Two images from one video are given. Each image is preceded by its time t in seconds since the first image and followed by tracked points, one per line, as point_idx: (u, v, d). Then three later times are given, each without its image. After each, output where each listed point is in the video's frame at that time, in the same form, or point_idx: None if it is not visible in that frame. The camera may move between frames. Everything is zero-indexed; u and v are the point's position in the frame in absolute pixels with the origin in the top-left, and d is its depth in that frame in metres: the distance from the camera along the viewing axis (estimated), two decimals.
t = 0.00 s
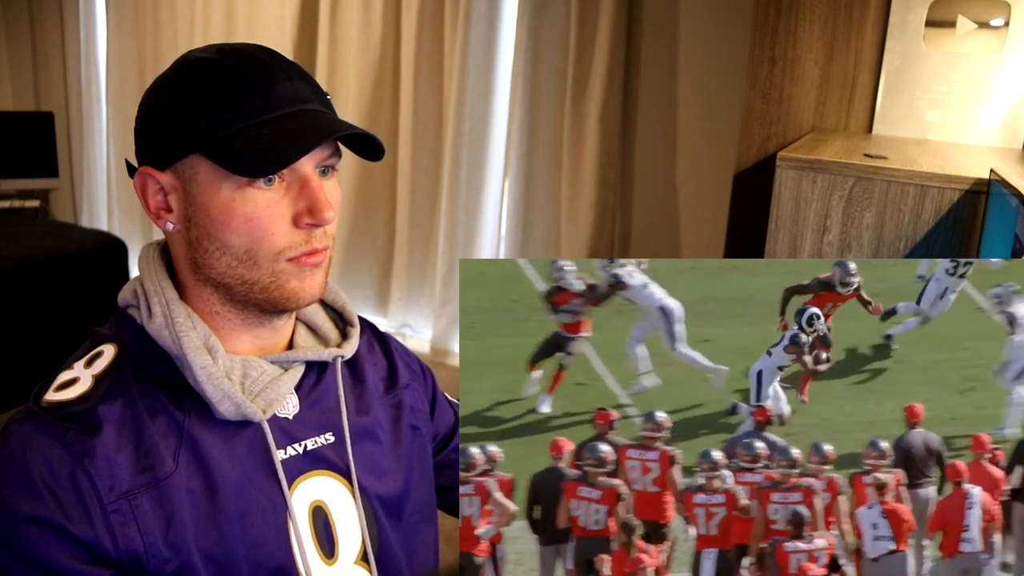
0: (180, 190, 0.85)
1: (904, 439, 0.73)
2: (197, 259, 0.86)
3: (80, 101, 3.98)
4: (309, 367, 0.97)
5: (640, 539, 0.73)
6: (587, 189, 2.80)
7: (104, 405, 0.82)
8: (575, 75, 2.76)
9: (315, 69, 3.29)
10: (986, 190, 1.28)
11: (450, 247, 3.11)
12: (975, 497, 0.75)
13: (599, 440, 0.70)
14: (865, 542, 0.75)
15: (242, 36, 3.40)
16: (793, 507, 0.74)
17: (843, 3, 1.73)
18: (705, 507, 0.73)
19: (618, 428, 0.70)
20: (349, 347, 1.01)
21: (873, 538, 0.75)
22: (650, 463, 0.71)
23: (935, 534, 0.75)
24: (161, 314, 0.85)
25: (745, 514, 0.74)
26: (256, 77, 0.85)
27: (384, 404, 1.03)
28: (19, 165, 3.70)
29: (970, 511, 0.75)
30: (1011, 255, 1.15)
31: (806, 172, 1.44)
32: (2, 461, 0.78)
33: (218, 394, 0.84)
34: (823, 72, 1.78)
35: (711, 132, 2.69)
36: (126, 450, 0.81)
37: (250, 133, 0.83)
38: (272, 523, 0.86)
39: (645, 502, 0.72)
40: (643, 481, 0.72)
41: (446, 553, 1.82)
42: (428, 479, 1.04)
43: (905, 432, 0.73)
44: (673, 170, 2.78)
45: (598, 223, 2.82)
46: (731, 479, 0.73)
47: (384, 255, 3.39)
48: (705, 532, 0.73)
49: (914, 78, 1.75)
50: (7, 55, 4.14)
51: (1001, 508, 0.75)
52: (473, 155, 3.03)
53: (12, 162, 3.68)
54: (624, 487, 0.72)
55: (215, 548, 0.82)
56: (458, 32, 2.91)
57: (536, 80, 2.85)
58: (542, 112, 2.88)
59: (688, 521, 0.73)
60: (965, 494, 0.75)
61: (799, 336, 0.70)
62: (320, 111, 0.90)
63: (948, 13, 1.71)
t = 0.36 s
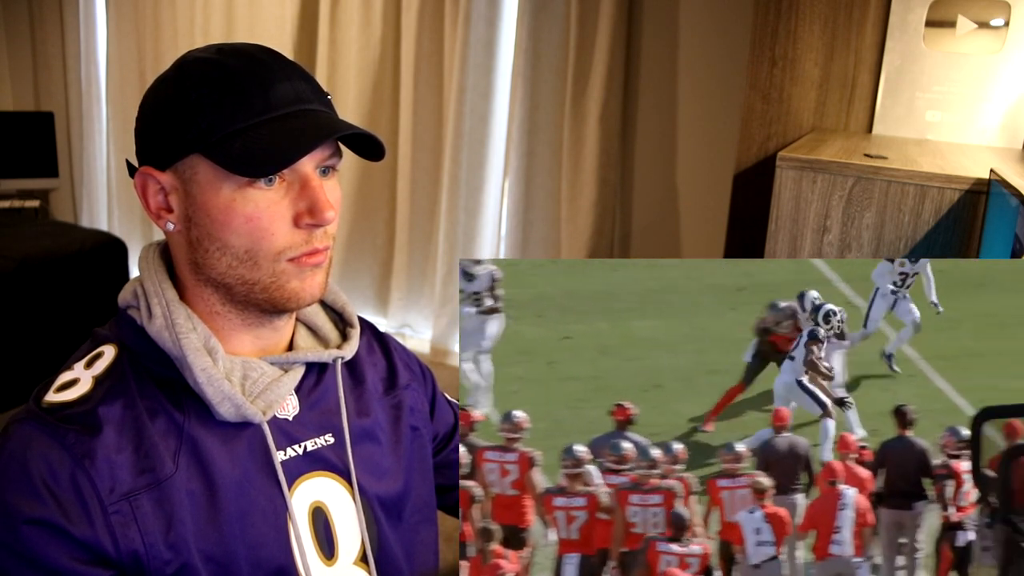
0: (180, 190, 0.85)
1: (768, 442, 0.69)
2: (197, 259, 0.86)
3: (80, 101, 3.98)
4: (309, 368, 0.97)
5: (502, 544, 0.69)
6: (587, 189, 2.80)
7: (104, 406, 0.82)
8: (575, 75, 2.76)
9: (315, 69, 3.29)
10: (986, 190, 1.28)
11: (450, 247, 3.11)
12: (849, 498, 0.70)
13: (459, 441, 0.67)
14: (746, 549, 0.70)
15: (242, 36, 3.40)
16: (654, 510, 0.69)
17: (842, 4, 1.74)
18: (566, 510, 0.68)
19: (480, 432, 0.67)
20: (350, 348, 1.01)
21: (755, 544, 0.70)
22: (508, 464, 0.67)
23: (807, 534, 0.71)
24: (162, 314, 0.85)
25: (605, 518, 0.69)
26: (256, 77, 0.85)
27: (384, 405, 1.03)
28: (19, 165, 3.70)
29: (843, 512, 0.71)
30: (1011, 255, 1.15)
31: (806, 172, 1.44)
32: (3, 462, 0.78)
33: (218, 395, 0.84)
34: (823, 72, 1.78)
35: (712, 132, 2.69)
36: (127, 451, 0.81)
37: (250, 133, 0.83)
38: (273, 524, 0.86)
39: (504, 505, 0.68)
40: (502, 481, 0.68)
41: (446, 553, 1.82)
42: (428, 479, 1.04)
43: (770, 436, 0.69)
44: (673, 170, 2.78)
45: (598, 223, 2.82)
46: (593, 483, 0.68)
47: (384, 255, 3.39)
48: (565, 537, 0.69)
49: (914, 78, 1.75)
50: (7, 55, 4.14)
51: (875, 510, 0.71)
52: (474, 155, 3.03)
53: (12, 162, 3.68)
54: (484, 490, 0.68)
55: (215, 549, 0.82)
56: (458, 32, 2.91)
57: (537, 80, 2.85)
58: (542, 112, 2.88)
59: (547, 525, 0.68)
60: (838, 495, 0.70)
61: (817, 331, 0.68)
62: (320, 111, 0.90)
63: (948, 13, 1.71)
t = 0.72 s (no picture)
0: (180, 190, 0.85)
1: (609, 449, 0.71)
2: (197, 260, 0.86)
3: (80, 101, 3.98)
4: (309, 369, 0.97)
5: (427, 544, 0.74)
6: (587, 189, 2.80)
7: (104, 406, 0.82)
8: (576, 74, 2.76)
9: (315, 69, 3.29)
10: (986, 190, 1.27)
11: (450, 247, 3.11)
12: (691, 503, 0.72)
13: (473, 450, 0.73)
14: (596, 555, 0.72)
15: (242, 36, 3.40)
16: (489, 513, 0.72)
17: (843, 2, 1.73)
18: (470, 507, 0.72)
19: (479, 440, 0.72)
20: (350, 349, 1.01)
21: (606, 549, 0.72)
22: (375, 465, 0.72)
23: (653, 538, 0.72)
24: (162, 315, 0.85)
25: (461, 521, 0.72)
26: (256, 77, 0.85)
27: (384, 405, 1.03)
28: (19, 165, 3.70)
29: (687, 517, 0.72)
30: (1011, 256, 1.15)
31: (806, 172, 1.44)
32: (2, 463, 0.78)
33: (218, 397, 0.84)
34: (823, 72, 1.78)
35: (712, 133, 2.70)
36: (127, 452, 0.81)
37: (250, 134, 0.83)
38: (273, 524, 0.86)
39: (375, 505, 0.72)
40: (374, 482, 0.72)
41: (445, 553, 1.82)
42: (428, 480, 1.04)
43: (612, 441, 0.71)
44: (673, 170, 2.78)
45: (598, 223, 2.82)
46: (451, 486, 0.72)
47: (384, 255, 3.39)
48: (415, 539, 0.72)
49: (914, 78, 1.75)
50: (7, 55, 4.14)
51: (718, 515, 0.73)
52: (474, 155, 3.02)
53: (12, 162, 3.68)
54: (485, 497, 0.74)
55: (215, 551, 0.82)
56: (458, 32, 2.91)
57: (537, 79, 2.85)
58: (542, 112, 2.87)
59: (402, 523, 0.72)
60: (683, 499, 0.72)
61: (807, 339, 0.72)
62: (321, 111, 0.90)
63: (948, 13, 1.71)
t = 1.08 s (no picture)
0: (181, 190, 0.85)
1: (499, 453, 0.73)
2: (198, 260, 0.86)
3: (79, 102, 3.98)
4: (309, 369, 0.97)
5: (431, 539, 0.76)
6: (587, 189, 2.80)
7: (104, 407, 0.82)
8: (576, 74, 2.76)
9: (315, 69, 3.29)
10: (986, 190, 1.28)
11: (450, 247, 3.11)
12: (577, 512, 0.73)
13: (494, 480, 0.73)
14: (469, 564, 0.73)
15: (242, 36, 3.40)
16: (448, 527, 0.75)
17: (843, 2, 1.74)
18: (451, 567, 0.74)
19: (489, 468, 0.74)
20: (350, 349, 1.01)
21: (478, 560, 0.73)
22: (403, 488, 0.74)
23: (535, 545, 0.73)
24: (162, 315, 0.85)
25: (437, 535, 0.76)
26: (257, 78, 0.85)
27: (384, 406, 1.03)
28: (19, 165, 3.70)
29: (569, 526, 0.73)
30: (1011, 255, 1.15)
31: (806, 172, 1.44)
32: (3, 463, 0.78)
33: (218, 397, 0.84)
34: (823, 72, 1.78)
35: (712, 132, 2.70)
36: (127, 452, 0.81)
37: (251, 134, 0.83)
38: (273, 525, 0.86)
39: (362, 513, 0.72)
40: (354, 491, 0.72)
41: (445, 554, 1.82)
42: (428, 480, 1.04)
43: (502, 446, 0.73)
44: (673, 170, 2.78)
45: (598, 223, 2.82)
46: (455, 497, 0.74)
47: (384, 255, 3.39)
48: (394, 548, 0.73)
49: (914, 78, 1.75)
50: (7, 55, 4.14)
51: (601, 524, 0.73)
52: (474, 155, 3.02)
53: (11, 162, 3.68)
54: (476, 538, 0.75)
55: (215, 551, 0.82)
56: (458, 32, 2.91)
57: (537, 79, 2.85)
58: (542, 112, 2.87)
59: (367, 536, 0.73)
60: (568, 507, 0.73)
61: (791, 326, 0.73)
62: (322, 112, 0.90)
63: (948, 13, 1.71)
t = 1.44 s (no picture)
0: (181, 190, 0.85)
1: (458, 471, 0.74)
2: (198, 260, 0.86)
3: (79, 102, 3.98)
4: (309, 369, 0.97)
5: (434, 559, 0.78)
6: (587, 190, 2.80)
7: (104, 407, 0.82)
8: (576, 74, 2.76)
9: (315, 69, 3.29)
10: (986, 190, 1.28)
11: (450, 247, 3.11)
12: (514, 529, 0.74)
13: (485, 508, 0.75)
14: None
15: (242, 36, 3.39)
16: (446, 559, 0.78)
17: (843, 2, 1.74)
18: None
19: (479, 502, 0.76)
20: (349, 349, 1.01)
21: None
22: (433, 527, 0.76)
23: (473, 563, 0.75)
24: (162, 315, 0.85)
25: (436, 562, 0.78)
26: (257, 78, 0.85)
27: (384, 406, 1.03)
28: (19, 165, 3.70)
29: (507, 544, 0.75)
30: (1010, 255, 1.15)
31: (806, 172, 1.44)
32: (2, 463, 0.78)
33: (218, 398, 0.84)
34: (823, 71, 1.78)
35: (713, 131, 2.70)
36: (127, 453, 0.81)
37: (251, 135, 0.83)
38: (273, 526, 0.86)
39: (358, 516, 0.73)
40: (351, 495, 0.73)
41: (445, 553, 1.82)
42: (427, 480, 1.04)
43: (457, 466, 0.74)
44: (673, 169, 2.78)
45: (598, 224, 2.82)
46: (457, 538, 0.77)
47: (384, 255, 3.39)
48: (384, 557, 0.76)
49: (914, 78, 1.74)
50: (7, 55, 4.14)
51: (539, 543, 0.75)
52: (474, 155, 3.02)
53: (11, 162, 3.68)
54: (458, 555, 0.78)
55: (215, 551, 0.82)
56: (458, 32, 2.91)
57: (537, 79, 2.85)
58: (542, 111, 2.87)
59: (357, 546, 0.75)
60: (505, 525, 0.74)
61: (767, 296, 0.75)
62: (322, 112, 0.90)
63: (948, 13, 1.70)
